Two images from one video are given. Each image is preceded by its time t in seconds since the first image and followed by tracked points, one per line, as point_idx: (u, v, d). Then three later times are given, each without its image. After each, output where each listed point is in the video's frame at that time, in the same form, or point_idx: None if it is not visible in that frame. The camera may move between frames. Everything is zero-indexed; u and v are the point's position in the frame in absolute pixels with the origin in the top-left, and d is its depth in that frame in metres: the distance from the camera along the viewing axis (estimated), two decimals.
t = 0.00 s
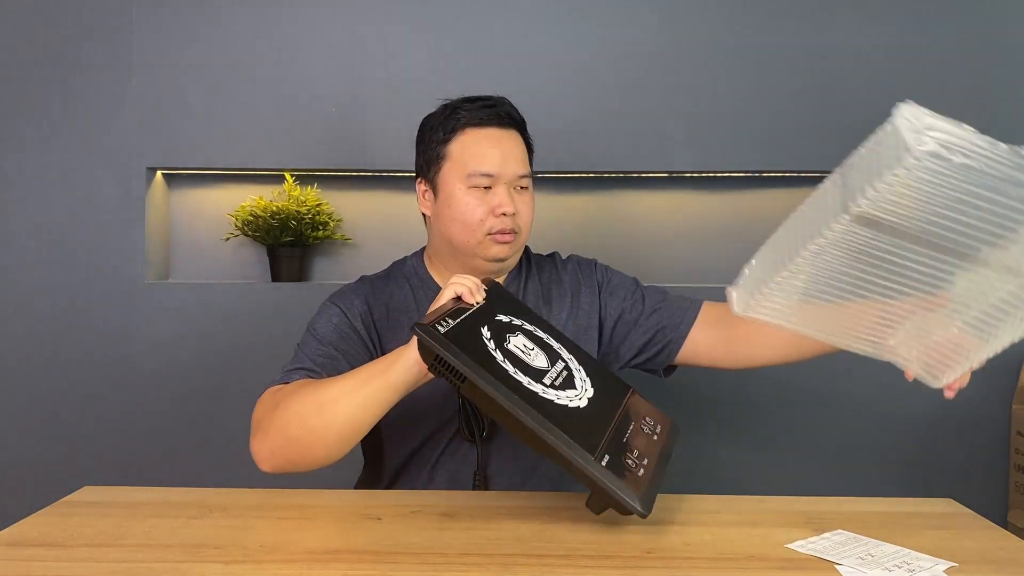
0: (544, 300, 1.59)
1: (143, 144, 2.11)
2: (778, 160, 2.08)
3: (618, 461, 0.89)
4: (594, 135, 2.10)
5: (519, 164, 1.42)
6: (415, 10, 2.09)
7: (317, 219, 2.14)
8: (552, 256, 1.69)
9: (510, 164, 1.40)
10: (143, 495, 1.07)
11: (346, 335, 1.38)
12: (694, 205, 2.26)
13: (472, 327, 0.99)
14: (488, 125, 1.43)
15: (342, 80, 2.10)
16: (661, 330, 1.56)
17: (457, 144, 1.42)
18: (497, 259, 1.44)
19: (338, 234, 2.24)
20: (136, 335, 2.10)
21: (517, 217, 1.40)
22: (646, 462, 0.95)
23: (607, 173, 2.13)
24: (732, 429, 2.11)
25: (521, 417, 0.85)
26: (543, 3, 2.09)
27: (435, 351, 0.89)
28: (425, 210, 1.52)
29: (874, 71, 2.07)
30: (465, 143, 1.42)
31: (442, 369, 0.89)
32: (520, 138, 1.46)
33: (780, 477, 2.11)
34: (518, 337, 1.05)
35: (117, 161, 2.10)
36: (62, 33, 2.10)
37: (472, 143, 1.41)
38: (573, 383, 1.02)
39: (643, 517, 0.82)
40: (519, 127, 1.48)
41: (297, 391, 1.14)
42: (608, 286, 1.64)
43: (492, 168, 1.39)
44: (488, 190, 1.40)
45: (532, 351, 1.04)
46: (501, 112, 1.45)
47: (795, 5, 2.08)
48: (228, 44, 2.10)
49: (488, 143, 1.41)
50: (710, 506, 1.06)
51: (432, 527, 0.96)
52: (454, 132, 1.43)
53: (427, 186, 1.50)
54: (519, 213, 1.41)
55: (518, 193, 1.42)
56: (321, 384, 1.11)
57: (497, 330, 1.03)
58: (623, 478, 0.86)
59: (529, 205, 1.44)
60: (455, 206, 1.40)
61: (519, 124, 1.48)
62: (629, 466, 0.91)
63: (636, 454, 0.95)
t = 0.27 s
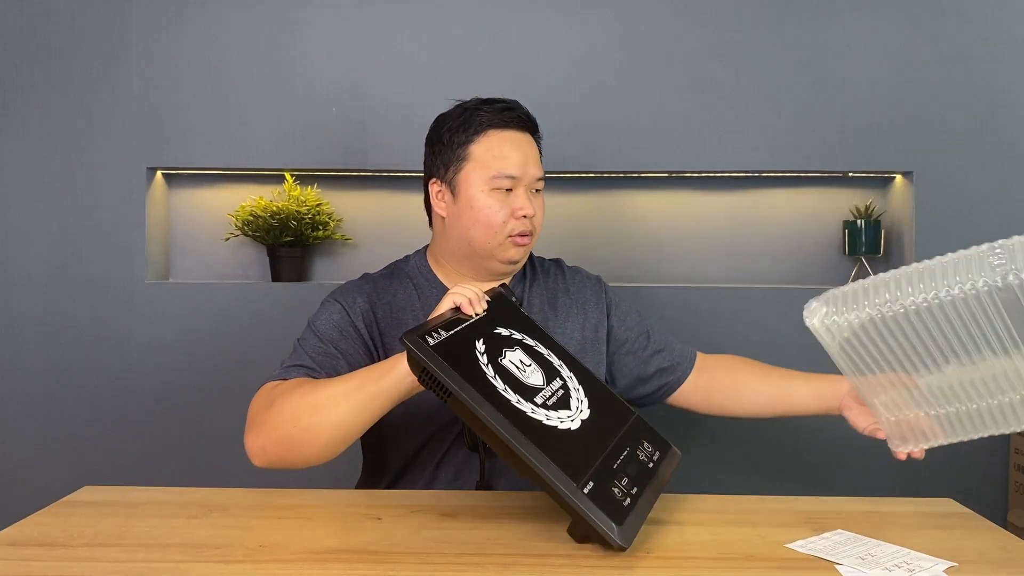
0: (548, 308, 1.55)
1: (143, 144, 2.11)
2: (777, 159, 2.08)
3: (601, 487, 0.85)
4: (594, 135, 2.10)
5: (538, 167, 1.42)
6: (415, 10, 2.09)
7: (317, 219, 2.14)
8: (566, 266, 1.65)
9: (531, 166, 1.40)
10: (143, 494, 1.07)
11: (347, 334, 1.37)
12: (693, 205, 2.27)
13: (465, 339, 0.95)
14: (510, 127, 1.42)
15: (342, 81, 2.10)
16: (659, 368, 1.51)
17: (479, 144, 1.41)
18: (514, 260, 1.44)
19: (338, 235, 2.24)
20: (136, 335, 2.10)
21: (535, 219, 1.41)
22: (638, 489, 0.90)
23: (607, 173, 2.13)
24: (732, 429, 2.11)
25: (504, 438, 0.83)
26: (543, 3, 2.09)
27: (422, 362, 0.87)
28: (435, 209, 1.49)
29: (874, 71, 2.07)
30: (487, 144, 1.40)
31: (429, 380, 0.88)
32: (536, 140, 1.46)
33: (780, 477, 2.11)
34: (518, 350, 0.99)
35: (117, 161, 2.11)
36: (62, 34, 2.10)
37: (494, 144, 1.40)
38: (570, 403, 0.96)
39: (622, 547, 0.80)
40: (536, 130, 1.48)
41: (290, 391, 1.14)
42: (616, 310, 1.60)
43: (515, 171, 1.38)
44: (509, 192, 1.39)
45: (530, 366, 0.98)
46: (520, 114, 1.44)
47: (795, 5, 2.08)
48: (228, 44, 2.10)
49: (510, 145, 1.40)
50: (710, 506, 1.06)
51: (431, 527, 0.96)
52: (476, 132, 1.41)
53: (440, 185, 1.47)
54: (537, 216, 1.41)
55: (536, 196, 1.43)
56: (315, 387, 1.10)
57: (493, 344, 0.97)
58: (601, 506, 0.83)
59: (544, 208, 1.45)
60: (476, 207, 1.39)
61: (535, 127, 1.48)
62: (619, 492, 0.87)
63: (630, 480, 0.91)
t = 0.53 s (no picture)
0: (554, 312, 1.53)
1: (143, 144, 2.11)
2: (777, 160, 2.08)
3: (608, 494, 0.84)
4: (594, 135, 2.10)
5: (552, 174, 1.42)
6: (415, 10, 2.09)
7: (317, 219, 2.14)
8: (576, 273, 1.63)
9: (545, 174, 1.40)
10: (144, 494, 1.07)
11: (353, 334, 1.36)
12: (693, 205, 2.26)
13: (468, 349, 0.95)
14: (526, 132, 1.41)
15: (342, 81, 2.10)
16: (643, 394, 1.52)
17: (495, 147, 1.40)
18: (520, 265, 1.44)
19: (338, 234, 2.24)
20: (136, 335, 2.10)
21: (546, 226, 1.41)
22: (647, 496, 0.89)
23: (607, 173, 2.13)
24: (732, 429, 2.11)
25: (508, 443, 0.82)
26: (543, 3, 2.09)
27: (425, 370, 0.87)
28: (444, 208, 1.47)
29: (874, 71, 2.07)
30: (504, 148, 1.40)
31: (433, 388, 0.88)
32: (551, 147, 1.46)
33: (780, 477, 2.11)
34: (521, 360, 1.00)
35: (117, 161, 2.10)
36: (62, 34, 2.10)
37: (510, 148, 1.40)
38: (575, 411, 0.96)
39: (631, 554, 0.79)
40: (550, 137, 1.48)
41: (295, 391, 1.14)
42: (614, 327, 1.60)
43: (529, 177, 1.38)
44: (522, 198, 1.39)
45: (534, 375, 0.99)
46: (537, 121, 1.44)
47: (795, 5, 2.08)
48: (228, 44, 2.10)
49: (526, 150, 1.40)
50: (711, 506, 1.06)
51: (432, 527, 0.96)
52: (493, 135, 1.40)
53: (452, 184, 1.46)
54: (548, 223, 1.42)
55: (547, 203, 1.43)
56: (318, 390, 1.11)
57: (496, 354, 0.98)
58: (609, 512, 0.81)
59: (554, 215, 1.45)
60: (488, 211, 1.38)
61: (550, 134, 1.47)
62: (626, 498, 0.86)
63: (638, 486, 0.89)
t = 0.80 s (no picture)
0: (560, 316, 1.51)
1: (143, 144, 2.11)
2: (777, 160, 2.08)
3: (610, 497, 0.84)
4: (594, 135, 2.10)
5: (557, 176, 1.40)
6: (415, 11, 2.09)
7: (317, 219, 2.14)
8: (583, 278, 1.62)
9: (550, 175, 1.39)
10: (144, 494, 1.07)
11: (356, 335, 1.36)
12: (694, 205, 2.26)
13: (461, 359, 0.94)
14: (532, 133, 1.40)
15: (342, 81, 2.10)
16: (637, 406, 1.53)
17: (499, 147, 1.39)
18: (522, 267, 1.42)
19: (338, 235, 2.24)
20: (136, 335, 2.10)
21: (549, 227, 1.39)
22: (646, 498, 0.89)
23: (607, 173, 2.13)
24: (732, 429, 2.11)
25: (509, 448, 0.81)
26: (543, 3, 2.09)
27: (418, 379, 0.85)
28: (452, 208, 1.48)
29: (874, 71, 2.07)
30: (508, 148, 1.39)
31: (426, 397, 0.86)
32: (558, 149, 1.44)
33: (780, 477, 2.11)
34: (514, 371, 0.98)
35: (117, 162, 2.10)
36: (62, 34, 2.10)
37: (514, 149, 1.38)
38: (571, 419, 0.95)
39: (638, 555, 0.79)
40: (558, 139, 1.46)
41: (294, 396, 1.15)
42: (617, 334, 1.59)
43: (533, 177, 1.37)
44: (525, 198, 1.38)
45: (527, 385, 0.97)
46: (543, 122, 1.43)
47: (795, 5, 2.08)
48: (228, 44, 2.10)
49: (531, 151, 1.38)
50: (711, 507, 1.06)
51: (431, 526, 0.96)
52: (497, 135, 1.40)
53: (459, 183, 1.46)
54: (551, 225, 1.40)
55: (552, 204, 1.41)
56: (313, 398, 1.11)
57: (488, 364, 0.96)
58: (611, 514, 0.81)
59: (560, 217, 1.43)
60: (490, 211, 1.37)
61: (558, 136, 1.46)
62: (627, 500, 0.86)
63: (637, 489, 0.89)
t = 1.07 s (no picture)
0: (567, 321, 1.45)
1: (143, 144, 2.11)
2: (778, 160, 2.08)
3: (610, 499, 0.84)
4: (595, 135, 2.10)
5: (558, 183, 1.33)
6: (416, 11, 2.09)
7: (317, 219, 2.14)
8: (594, 285, 1.55)
9: (547, 183, 1.32)
10: (145, 494, 1.07)
11: (357, 334, 1.36)
12: (694, 205, 2.27)
13: (448, 379, 0.93)
14: (532, 137, 1.34)
15: (342, 82, 2.10)
16: (639, 416, 1.50)
17: (497, 152, 1.35)
18: (518, 276, 1.37)
19: (338, 235, 2.24)
20: (136, 335, 2.10)
21: (545, 236, 1.33)
22: (646, 503, 0.89)
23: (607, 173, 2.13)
24: (733, 429, 2.11)
25: (507, 456, 0.81)
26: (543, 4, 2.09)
27: (409, 395, 0.86)
28: (458, 211, 1.45)
29: (875, 71, 2.07)
30: (505, 153, 1.34)
31: (418, 415, 0.86)
32: (564, 154, 1.37)
33: (780, 477, 2.11)
34: (501, 389, 0.98)
35: (117, 162, 2.10)
36: (62, 34, 2.10)
37: (511, 154, 1.33)
38: (562, 432, 0.95)
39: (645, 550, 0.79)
40: (566, 143, 1.38)
41: (292, 394, 1.16)
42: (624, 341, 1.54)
43: (528, 185, 1.31)
44: (520, 206, 1.33)
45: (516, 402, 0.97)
46: (547, 126, 1.36)
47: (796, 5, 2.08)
48: (228, 44, 2.10)
49: (528, 156, 1.33)
50: (710, 506, 1.06)
51: (432, 526, 0.96)
52: (496, 139, 1.35)
53: (464, 189, 1.43)
54: (548, 233, 1.34)
55: (552, 212, 1.35)
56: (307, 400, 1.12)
57: (475, 383, 0.96)
58: (616, 515, 0.81)
59: (563, 225, 1.37)
60: (484, 217, 1.34)
61: (565, 140, 1.38)
62: (627, 503, 0.86)
63: (635, 495, 0.89)
